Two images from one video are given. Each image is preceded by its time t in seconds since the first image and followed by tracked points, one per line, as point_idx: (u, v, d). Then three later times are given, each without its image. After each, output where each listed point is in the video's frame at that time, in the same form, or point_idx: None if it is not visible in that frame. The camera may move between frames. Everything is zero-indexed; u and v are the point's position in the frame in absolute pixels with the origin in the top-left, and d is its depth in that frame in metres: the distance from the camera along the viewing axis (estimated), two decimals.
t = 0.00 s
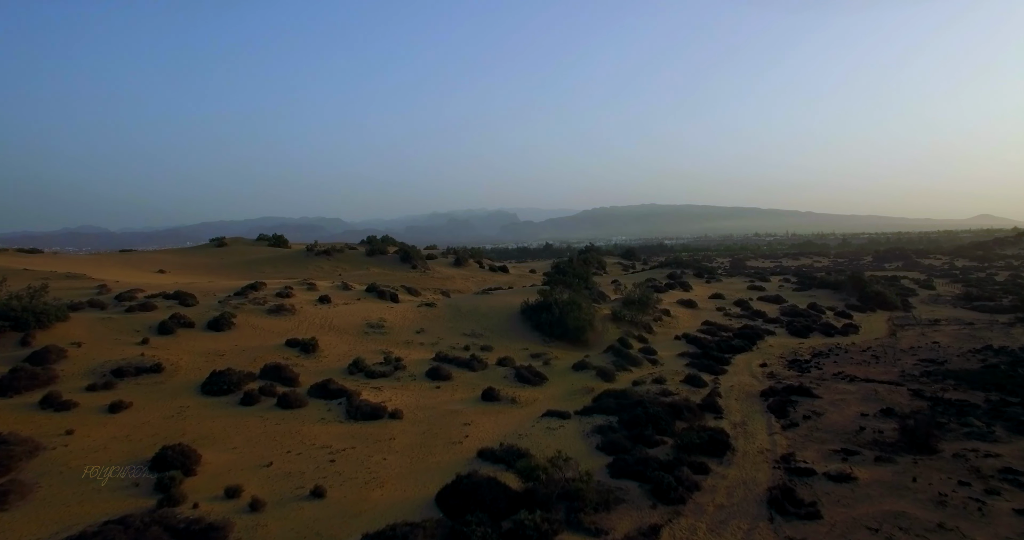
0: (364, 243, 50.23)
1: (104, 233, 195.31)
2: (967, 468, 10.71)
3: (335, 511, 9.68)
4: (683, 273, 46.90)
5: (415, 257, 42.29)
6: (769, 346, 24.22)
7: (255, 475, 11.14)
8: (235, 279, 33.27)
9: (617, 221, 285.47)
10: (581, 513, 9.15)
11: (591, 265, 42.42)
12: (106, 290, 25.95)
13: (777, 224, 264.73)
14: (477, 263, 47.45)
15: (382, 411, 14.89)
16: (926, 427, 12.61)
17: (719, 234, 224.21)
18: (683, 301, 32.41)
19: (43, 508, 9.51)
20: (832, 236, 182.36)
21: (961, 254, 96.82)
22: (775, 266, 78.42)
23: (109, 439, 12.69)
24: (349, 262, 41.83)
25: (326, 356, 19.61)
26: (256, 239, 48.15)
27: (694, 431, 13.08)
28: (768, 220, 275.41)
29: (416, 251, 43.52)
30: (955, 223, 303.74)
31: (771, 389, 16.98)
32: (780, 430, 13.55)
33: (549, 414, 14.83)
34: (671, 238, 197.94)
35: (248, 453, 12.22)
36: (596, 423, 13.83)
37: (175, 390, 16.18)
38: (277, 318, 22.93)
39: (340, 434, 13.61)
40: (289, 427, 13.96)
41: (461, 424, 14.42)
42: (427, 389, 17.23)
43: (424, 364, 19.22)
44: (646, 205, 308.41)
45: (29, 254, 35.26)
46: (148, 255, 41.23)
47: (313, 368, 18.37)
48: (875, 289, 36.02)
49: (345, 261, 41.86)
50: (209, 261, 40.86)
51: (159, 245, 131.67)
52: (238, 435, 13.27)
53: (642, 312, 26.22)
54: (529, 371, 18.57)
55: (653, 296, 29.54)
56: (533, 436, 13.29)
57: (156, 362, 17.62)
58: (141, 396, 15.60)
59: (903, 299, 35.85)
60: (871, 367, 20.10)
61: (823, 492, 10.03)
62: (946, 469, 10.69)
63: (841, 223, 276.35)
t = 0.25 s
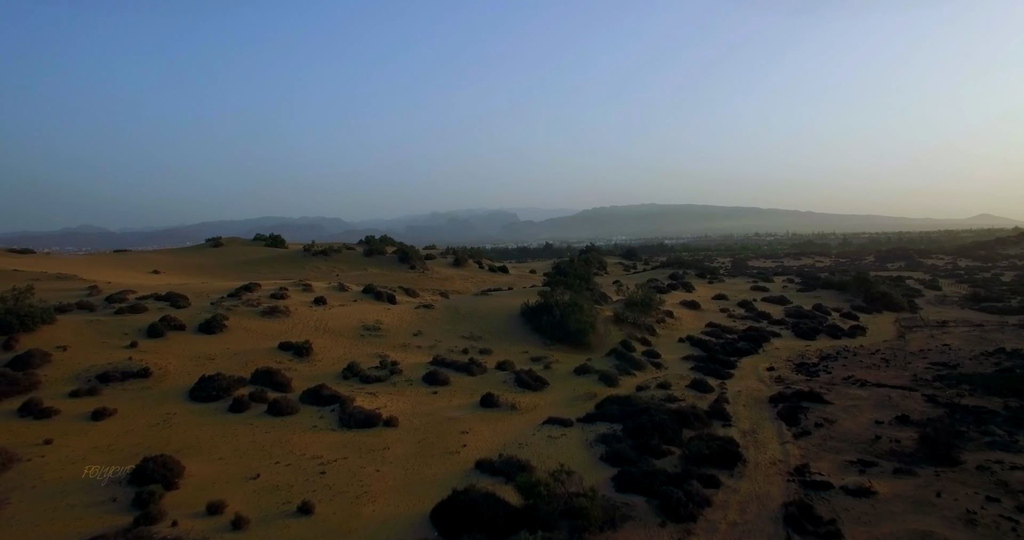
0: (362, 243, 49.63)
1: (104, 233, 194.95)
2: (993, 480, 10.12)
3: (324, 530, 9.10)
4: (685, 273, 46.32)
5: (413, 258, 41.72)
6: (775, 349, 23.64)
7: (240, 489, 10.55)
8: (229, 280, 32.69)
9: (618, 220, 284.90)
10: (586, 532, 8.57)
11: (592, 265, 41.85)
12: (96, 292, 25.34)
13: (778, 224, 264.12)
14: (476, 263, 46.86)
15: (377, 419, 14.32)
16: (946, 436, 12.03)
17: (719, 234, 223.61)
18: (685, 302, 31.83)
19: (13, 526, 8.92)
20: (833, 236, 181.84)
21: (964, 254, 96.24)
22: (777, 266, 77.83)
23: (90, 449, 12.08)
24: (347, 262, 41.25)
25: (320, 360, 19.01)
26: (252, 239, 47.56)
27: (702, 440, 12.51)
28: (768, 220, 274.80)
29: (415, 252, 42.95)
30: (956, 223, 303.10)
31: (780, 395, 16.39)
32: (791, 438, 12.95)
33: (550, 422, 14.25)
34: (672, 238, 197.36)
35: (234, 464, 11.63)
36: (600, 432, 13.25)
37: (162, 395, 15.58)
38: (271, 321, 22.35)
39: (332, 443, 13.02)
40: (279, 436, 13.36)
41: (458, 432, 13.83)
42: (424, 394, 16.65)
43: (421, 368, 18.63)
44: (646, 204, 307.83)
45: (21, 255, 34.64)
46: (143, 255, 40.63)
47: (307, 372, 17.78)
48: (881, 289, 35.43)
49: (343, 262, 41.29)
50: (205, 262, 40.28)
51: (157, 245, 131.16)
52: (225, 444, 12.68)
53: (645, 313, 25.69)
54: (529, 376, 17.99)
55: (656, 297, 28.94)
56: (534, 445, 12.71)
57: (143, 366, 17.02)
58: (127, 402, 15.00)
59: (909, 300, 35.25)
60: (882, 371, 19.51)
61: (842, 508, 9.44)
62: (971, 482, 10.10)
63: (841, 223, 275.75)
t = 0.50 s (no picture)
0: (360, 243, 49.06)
1: (103, 233, 194.51)
2: None
3: None
4: (687, 273, 45.73)
5: (412, 258, 41.14)
6: (782, 352, 23.04)
7: (223, 505, 9.95)
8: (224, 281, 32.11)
9: (618, 220, 284.34)
10: None
11: (593, 266, 41.30)
12: (87, 293, 24.74)
13: (779, 224, 263.48)
14: (476, 264, 46.31)
15: (370, 427, 13.72)
16: (969, 447, 11.43)
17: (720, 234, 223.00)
18: (689, 303, 31.24)
19: None
20: (834, 236, 181.28)
21: (966, 254, 95.68)
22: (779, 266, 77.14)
23: (67, 460, 11.48)
24: (344, 263, 40.68)
25: (314, 364, 18.43)
26: (249, 239, 46.99)
27: (712, 451, 11.91)
28: (769, 220, 274.17)
29: (414, 252, 42.37)
30: (956, 223, 302.50)
31: (790, 401, 15.78)
32: (806, 448, 12.34)
33: (552, 430, 13.65)
34: (672, 238, 196.80)
35: (219, 477, 11.03)
36: (603, 442, 12.66)
37: (148, 400, 14.98)
38: (265, 323, 21.76)
39: (323, 453, 12.42)
40: (268, 445, 12.76)
41: (456, 441, 13.23)
42: (421, 401, 16.05)
43: (418, 373, 18.03)
44: (646, 204, 307.31)
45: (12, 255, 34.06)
46: (137, 255, 40.06)
47: (300, 377, 17.20)
48: (887, 290, 34.85)
49: (340, 262, 40.72)
50: (200, 262, 39.69)
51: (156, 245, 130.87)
52: (210, 455, 12.07)
53: (648, 315, 25.11)
54: (529, 381, 17.40)
55: (659, 298, 28.36)
56: (535, 456, 12.11)
57: (130, 370, 16.42)
58: (111, 407, 14.39)
59: (916, 301, 34.64)
60: (894, 375, 18.91)
61: (865, 527, 8.83)
62: (1000, 497, 9.49)
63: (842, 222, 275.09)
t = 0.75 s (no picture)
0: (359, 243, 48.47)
1: (101, 233, 193.75)
2: None
3: None
4: (690, 274, 45.14)
5: (410, 258, 40.55)
6: (789, 355, 22.43)
7: (205, 522, 9.36)
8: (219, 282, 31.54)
9: (618, 220, 283.76)
10: None
11: (594, 266, 40.72)
12: (76, 294, 24.14)
13: (779, 223, 262.84)
14: (475, 264, 45.73)
15: (364, 436, 13.12)
16: (993, 458, 10.83)
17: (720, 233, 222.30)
18: (692, 305, 30.65)
19: None
20: (835, 236, 180.67)
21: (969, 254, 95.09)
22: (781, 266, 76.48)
23: (42, 472, 10.87)
24: (342, 263, 40.08)
25: (307, 369, 17.85)
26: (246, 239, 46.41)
27: (722, 463, 11.32)
28: (769, 220, 273.49)
29: (412, 252, 41.79)
30: (957, 223, 301.94)
31: (801, 407, 15.18)
32: (820, 459, 11.76)
33: (553, 439, 13.05)
34: (672, 238, 196.22)
35: (202, 491, 10.44)
36: (608, 453, 12.06)
37: (133, 407, 14.39)
38: (258, 326, 21.15)
39: (314, 465, 11.84)
40: (256, 455, 12.17)
41: (453, 451, 12.63)
42: (417, 408, 15.45)
43: (414, 378, 17.45)
44: (647, 204, 306.74)
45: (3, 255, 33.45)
46: (132, 256, 39.46)
47: (292, 383, 16.62)
48: (893, 291, 34.26)
49: (338, 262, 40.14)
50: (195, 263, 39.08)
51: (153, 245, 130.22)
52: (195, 466, 11.47)
53: (651, 317, 24.52)
54: (530, 387, 16.81)
55: (662, 299, 27.78)
56: (536, 468, 11.53)
57: (116, 375, 15.82)
58: (93, 414, 13.79)
59: (923, 302, 34.05)
60: (906, 379, 18.31)
61: None
62: None
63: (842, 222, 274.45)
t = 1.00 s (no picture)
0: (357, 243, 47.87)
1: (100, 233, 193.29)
2: None
3: None
4: (692, 274, 44.55)
5: (408, 259, 39.97)
6: (797, 359, 21.83)
7: None
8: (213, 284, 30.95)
9: (618, 220, 283.23)
10: None
11: (595, 266, 40.13)
12: (65, 296, 23.52)
13: (779, 223, 262.19)
14: (475, 264, 45.13)
15: (357, 446, 12.52)
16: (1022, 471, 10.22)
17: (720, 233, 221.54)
18: (695, 306, 30.05)
19: None
20: (836, 235, 180.31)
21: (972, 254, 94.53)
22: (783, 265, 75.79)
23: (15, 486, 10.27)
24: (339, 263, 39.49)
25: (300, 374, 17.25)
26: (242, 239, 45.81)
27: (734, 476, 10.71)
28: (770, 219, 272.82)
29: (411, 252, 41.20)
30: (958, 223, 301.37)
31: (813, 415, 14.58)
32: (836, 472, 11.15)
33: (555, 449, 12.44)
34: (673, 237, 195.67)
35: (182, 507, 9.83)
36: (612, 465, 11.45)
37: (116, 414, 13.77)
38: (250, 329, 20.54)
39: (303, 477, 11.24)
40: (242, 467, 11.57)
41: (450, 462, 12.03)
42: (413, 415, 14.84)
43: (411, 383, 16.86)
44: (647, 203, 306.22)
45: None
46: (126, 256, 38.86)
47: (284, 389, 16.03)
48: (900, 292, 33.64)
49: (335, 263, 39.54)
50: (190, 264, 38.48)
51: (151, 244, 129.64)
52: (176, 479, 10.86)
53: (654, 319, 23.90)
54: (530, 393, 16.22)
55: (665, 300, 27.19)
56: (537, 481, 10.93)
57: (100, 380, 15.21)
58: (73, 422, 13.18)
59: (930, 303, 33.43)
60: (919, 383, 17.71)
61: None
62: None
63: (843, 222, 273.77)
